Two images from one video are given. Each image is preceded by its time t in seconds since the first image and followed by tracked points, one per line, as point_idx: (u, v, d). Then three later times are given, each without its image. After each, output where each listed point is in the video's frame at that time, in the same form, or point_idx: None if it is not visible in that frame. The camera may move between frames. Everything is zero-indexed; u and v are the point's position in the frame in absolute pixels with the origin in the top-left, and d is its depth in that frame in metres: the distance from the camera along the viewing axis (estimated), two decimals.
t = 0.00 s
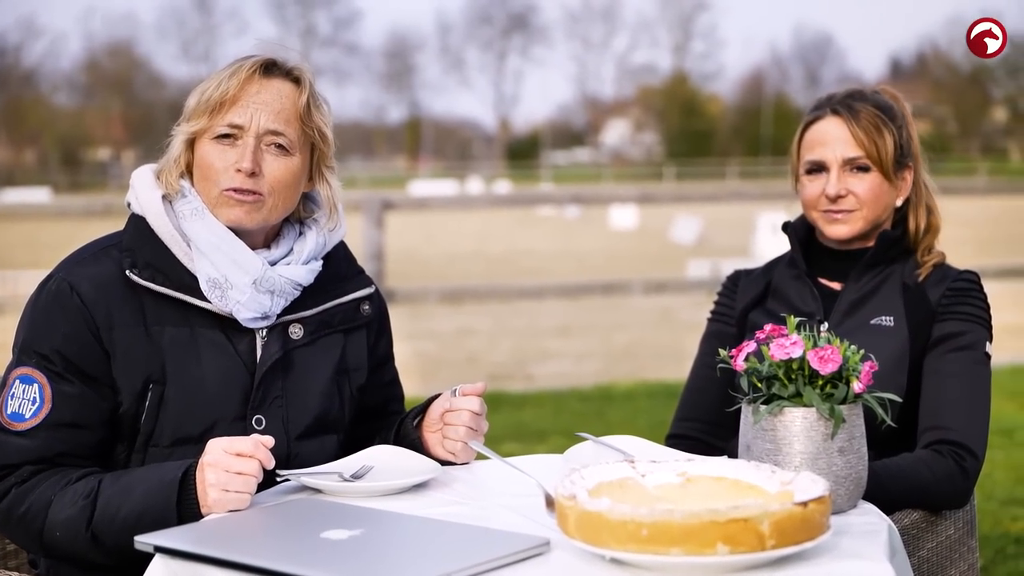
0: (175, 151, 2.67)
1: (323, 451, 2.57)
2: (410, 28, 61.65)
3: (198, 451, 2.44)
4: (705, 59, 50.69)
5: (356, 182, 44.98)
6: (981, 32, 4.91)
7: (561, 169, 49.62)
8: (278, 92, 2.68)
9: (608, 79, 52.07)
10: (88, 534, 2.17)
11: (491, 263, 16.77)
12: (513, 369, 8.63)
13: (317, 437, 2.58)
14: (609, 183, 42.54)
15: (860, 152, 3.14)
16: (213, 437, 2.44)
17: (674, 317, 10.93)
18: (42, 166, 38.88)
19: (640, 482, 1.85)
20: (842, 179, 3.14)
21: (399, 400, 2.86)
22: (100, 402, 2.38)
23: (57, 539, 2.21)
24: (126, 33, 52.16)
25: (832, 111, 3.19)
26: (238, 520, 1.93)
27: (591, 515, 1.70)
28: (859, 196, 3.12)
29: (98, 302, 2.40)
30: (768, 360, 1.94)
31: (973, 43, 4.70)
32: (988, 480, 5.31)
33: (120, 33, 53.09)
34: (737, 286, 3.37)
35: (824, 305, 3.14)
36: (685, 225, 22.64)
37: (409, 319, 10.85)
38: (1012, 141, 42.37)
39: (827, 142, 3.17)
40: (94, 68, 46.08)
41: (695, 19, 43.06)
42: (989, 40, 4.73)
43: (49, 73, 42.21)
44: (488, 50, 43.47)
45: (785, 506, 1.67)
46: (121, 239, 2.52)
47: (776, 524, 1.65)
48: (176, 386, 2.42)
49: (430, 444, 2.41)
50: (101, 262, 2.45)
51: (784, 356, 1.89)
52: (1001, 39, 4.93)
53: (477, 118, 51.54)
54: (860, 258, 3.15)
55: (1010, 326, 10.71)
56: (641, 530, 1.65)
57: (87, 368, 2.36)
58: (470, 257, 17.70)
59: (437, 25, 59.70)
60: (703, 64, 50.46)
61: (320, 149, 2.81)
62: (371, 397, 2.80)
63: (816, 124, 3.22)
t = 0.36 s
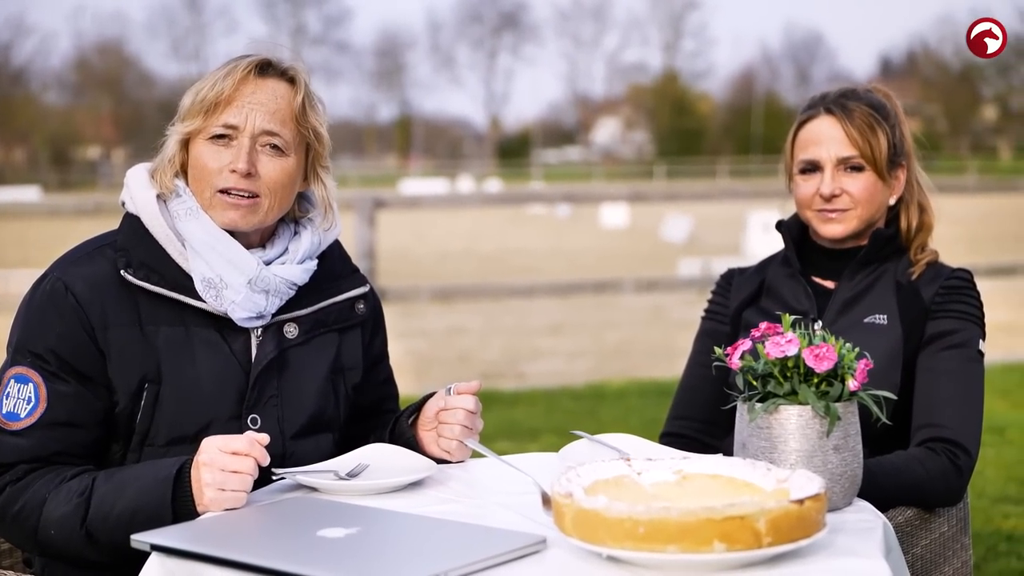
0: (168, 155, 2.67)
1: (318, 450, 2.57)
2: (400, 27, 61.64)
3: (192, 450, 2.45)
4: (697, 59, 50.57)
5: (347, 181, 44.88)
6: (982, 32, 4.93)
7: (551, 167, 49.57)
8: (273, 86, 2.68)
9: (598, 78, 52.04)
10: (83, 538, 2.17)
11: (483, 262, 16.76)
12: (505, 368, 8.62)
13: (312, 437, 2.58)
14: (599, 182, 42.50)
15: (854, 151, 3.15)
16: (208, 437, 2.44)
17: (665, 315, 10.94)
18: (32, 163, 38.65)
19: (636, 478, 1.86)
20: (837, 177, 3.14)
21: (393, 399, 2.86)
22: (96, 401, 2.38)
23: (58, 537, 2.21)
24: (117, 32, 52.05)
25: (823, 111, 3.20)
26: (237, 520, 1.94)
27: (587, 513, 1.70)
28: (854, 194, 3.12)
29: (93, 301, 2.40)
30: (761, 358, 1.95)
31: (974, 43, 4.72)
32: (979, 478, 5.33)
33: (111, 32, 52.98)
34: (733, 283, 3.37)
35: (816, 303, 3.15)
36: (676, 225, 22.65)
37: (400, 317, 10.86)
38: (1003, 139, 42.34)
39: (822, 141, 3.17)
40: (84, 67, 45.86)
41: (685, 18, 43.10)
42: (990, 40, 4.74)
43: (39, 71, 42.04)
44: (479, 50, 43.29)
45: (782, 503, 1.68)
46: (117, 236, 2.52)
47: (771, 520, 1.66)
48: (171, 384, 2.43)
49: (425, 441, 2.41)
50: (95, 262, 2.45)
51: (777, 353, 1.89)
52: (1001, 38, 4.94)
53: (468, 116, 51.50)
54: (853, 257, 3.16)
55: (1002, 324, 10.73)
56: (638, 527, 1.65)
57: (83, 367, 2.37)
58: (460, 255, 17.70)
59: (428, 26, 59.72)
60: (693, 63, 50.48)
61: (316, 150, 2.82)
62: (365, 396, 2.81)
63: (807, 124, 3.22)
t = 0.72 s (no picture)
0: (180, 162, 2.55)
1: (317, 448, 2.56)
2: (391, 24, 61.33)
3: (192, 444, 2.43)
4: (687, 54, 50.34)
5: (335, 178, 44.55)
6: (982, 31, 4.95)
7: (542, 165, 49.23)
8: (296, 144, 2.51)
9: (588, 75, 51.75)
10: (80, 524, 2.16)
11: (474, 259, 16.72)
12: (497, 365, 8.60)
13: (310, 434, 2.57)
14: (588, 180, 42.24)
15: (851, 149, 3.15)
16: (209, 431, 2.43)
17: (657, 312, 10.93)
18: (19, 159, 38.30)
19: (636, 476, 1.86)
20: (835, 175, 3.14)
21: (391, 398, 2.85)
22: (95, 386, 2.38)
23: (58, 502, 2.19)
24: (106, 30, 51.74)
25: (819, 109, 3.21)
26: (239, 512, 1.94)
27: (590, 510, 1.71)
28: (851, 193, 3.12)
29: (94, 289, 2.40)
30: (763, 355, 1.95)
31: (975, 42, 4.73)
32: (974, 475, 5.33)
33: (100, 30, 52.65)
34: (729, 279, 3.38)
35: (814, 301, 3.15)
36: (667, 222, 22.58)
37: (391, 314, 10.83)
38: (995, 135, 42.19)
39: (819, 140, 3.17)
40: (73, 62, 45.53)
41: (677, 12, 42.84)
42: (989, 40, 4.75)
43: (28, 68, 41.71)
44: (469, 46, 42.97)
45: (783, 502, 1.68)
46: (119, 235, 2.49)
47: (773, 517, 1.66)
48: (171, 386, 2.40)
49: (422, 440, 2.39)
50: (95, 252, 2.44)
51: (778, 349, 1.90)
52: (1000, 39, 4.95)
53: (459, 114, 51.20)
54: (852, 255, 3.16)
55: (994, 322, 10.73)
56: (639, 525, 1.65)
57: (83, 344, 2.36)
58: (451, 253, 17.61)
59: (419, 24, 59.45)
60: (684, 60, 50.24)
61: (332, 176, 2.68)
62: (364, 393, 2.81)
63: (803, 123, 3.22)
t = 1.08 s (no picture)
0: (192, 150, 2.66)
1: (323, 451, 2.56)
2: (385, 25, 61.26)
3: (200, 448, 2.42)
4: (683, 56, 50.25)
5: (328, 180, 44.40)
6: (981, 31, 4.97)
7: (536, 166, 49.11)
8: (308, 118, 2.65)
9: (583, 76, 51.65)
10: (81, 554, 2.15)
11: (469, 261, 16.72)
12: (493, 367, 8.60)
13: (317, 438, 2.56)
14: (583, 181, 42.15)
15: (852, 151, 3.15)
16: (217, 433, 2.43)
17: (653, 314, 10.93)
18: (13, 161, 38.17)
19: (642, 480, 1.86)
20: (834, 176, 3.14)
21: (395, 402, 2.86)
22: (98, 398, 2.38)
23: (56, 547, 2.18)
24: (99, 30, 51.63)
25: (817, 110, 3.21)
26: (243, 519, 1.93)
27: (595, 513, 1.70)
28: (851, 193, 3.12)
29: (106, 294, 2.44)
30: (768, 359, 1.95)
31: (974, 43, 4.75)
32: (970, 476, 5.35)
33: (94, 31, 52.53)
34: (729, 281, 3.39)
35: (814, 303, 3.15)
36: (661, 224, 22.57)
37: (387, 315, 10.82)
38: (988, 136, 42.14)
39: (818, 142, 3.17)
40: (67, 62, 45.37)
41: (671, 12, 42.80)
42: (989, 40, 4.78)
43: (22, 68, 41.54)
44: (462, 46, 42.76)
45: (790, 505, 1.67)
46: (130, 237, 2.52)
47: (781, 520, 1.65)
48: (179, 386, 2.42)
49: (426, 442, 2.39)
50: (108, 255, 2.48)
51: (782, 353, 1.90)
52: (1000, 39, 4.96)
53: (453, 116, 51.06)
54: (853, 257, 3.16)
55: (990, 323, 10.73)
56: (646, 529, 1.65)
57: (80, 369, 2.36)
58: (447, 255, 17.58)
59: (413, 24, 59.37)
60: (678, 62, 50.15)
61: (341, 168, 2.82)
62: (368, 399, 2.80)
63: (802, 123, 3.22)
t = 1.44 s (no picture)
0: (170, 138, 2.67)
1: (319, 446, 2.55)
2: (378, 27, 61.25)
3: (198, 441, 2.40)
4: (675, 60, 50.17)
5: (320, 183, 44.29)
6: (982, 31, 5.00)
7: (529, 169, 49.07)
8: (284, 87, 2.69)
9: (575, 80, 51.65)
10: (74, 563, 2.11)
11: (462, 264, 16.72)
12: (488, 370, 8.60)
13: (311, 429, 2.55)
14: (576, 185, 42.09)
15: (844, 149, 3.13)
16: (210, 428, 2.41)
17: (648, 317, 10.94)
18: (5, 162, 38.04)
19: (647, 484, 1.86)
20: (828, 175, 3.13)
21: (388, 399, 2.84)
22: (95, 394, 2.35)
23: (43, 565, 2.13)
24: (92, 33, 51.58)
25: (808, 109, 3.19)
26: (245, 523, 1.92)
27: (602, 517, 1.70)
28: (844, 192, 3.11)
29: (97, 292, 2.39)
30: (772, 364, 1.95)
31: (975, 43, 4.76)
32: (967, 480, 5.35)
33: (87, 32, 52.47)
34: (719, 282, 3.36)
35: (807, 305, 3.15)
36: (654, 228, 22.60)
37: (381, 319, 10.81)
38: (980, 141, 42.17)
39: (810, 140, 3.16)
40: (59, 64, 45.22)
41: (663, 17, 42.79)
42: (990, 40, 4.79)
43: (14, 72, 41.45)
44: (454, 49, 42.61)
45: (797, 509, 1.68)
46: (121, 233, 2.50)
47: (787, 525, 1.66)
48: (173, 378, 2.40)
49: (427, 447, 2.40)
50: (100, 255, 2.44)
51: (789, 358, 1.90)
52: (1000, 39, 4.97)
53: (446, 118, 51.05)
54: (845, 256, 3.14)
55: (983, 327, 10.77)
56: (654, 532, 1.65)
57: (72, 372, 2.31)
58: (441, 259, 17.58)
59: (406, 26, 59.39)
60: (670, 67, 50.17)
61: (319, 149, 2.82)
62: (364, 394, 2.79)
63: (794, 122, 3.20)
